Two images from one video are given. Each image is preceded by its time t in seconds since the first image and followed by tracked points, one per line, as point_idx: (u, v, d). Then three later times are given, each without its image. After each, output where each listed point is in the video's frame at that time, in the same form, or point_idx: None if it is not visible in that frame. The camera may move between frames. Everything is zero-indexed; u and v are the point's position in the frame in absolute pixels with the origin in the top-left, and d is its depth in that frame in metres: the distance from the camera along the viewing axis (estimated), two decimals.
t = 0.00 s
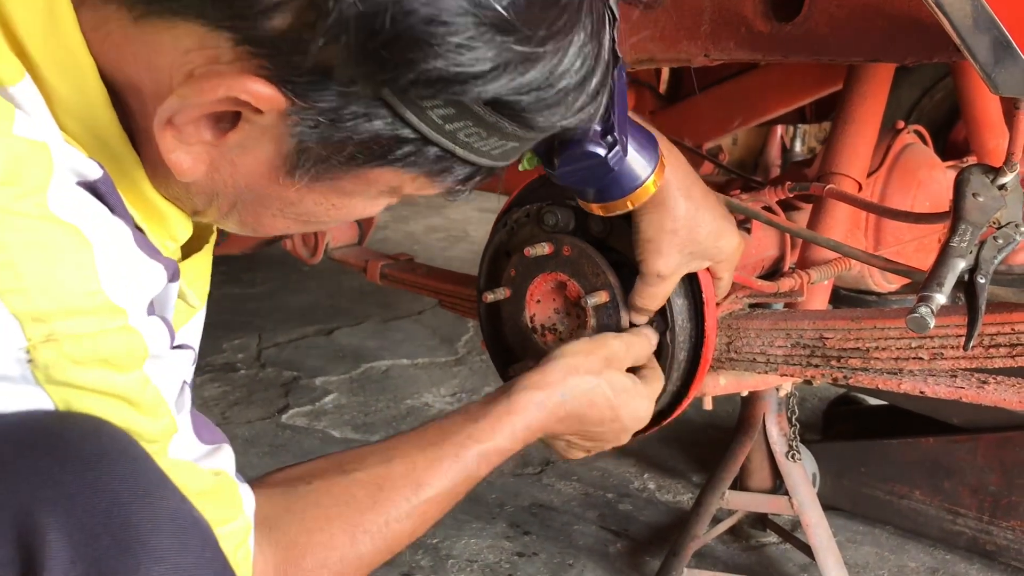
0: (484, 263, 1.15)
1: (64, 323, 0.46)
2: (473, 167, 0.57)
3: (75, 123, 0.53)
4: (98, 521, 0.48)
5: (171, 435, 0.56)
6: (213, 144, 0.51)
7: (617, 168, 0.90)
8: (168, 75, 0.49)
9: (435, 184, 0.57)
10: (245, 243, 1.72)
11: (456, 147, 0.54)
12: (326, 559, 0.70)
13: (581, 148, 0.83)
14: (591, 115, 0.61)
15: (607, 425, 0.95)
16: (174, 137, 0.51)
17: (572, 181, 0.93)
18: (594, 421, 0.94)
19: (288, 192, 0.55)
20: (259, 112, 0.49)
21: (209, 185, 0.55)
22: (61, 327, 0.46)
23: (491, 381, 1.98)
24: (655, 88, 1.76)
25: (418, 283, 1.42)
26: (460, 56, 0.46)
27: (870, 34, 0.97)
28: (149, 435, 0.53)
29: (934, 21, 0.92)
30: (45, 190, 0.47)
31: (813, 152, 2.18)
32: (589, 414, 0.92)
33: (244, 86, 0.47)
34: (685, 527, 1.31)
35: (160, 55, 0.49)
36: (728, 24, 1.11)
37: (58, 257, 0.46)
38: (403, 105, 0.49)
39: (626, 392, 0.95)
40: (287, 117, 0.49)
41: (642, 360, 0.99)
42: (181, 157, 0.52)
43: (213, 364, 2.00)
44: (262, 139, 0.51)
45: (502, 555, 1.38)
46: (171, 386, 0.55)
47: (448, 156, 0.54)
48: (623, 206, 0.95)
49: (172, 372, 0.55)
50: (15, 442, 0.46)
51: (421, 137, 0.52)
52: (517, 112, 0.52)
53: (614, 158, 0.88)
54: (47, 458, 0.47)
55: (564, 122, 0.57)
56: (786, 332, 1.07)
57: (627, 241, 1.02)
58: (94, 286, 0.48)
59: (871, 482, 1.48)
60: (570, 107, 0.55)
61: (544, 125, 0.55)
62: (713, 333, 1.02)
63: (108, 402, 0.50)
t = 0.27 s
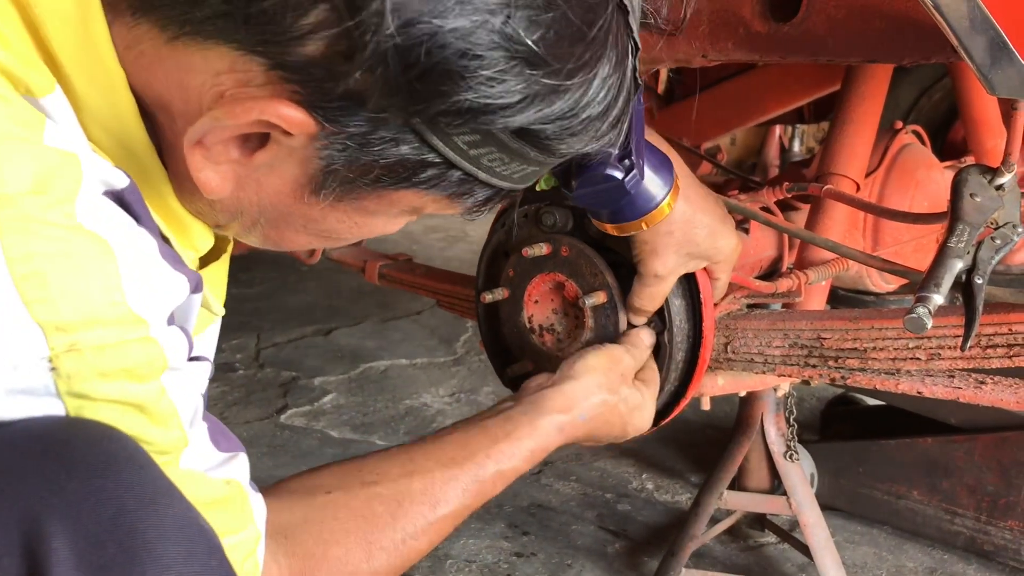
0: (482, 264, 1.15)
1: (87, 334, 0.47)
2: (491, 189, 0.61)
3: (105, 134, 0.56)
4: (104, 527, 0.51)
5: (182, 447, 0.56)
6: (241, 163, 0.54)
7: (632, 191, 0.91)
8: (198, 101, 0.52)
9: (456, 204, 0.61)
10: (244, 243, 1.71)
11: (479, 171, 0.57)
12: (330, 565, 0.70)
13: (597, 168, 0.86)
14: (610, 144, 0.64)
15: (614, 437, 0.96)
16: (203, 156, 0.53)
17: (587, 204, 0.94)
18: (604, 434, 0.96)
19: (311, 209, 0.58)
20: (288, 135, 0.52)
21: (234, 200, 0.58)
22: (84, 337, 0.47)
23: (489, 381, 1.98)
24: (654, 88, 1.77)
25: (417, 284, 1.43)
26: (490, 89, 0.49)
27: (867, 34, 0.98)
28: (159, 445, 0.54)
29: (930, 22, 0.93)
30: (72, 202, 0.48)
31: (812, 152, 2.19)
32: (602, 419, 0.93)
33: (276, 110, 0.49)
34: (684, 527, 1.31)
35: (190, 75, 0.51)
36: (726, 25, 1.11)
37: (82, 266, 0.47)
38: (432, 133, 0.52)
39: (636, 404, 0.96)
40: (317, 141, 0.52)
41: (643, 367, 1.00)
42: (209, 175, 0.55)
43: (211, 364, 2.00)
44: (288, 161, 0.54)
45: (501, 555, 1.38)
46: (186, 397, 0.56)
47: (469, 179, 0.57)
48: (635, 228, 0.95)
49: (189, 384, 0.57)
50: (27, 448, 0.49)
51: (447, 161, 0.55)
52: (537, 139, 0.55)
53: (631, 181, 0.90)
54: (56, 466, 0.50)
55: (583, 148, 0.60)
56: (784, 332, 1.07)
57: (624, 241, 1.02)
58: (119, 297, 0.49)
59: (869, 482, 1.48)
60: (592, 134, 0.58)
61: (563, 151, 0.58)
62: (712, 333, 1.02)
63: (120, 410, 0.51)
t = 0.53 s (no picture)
0: (482, 264, 1.15)
1: (87, 334, 0.47)
2: (488, 188, 0.60)
3: (100, 132, 0.56)
4: (105, 531, 0.50)
5: (179, 445, 0.56)
6: (239, 163, 0.54)
7: (628, 188, 0.92)
8: (196, 100, 0.52)
9: (452, 204, 0.61)
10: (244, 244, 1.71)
11: (477, 171, 0.57)
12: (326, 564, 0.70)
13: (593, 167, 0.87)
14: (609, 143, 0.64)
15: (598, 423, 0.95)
16: (201, 157, 0.53)
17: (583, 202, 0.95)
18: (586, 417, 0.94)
19: (310, 210, 0.58)
20: (286, 137, 0.52)
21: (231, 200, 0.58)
22: (85, 337, 0.47)
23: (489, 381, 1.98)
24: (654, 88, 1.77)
25: (417, 284, 1.43)
26: (491, 94, 0.49)
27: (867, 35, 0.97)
28: (157, 444, 0.54)
29: (931, 22, 0.93)
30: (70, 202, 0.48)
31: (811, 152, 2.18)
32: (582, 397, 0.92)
33: (275, 113, 0.49)
34: (684, 528, 1.31)
35: (189, 77, 0.51)
36: (726, 25, 1.11)
37: (82, 267, 0.47)
38: (431, 135, 0.52)
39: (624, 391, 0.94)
40: (314, 143, 0.52)
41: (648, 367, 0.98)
42: (207, 176, 0.54)
43: (211, 365, 2.00)
44: (285, 162, 0.54)
45: (501, 556, 1.38)
46: (184, 397, 0.56)
47: (467, 179, 0.57)
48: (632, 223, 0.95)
49: (186, 383, 0.56)
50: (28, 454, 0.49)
51: (445, 163, 0.55)
52: (536, 140, 0.55)
53: (626, 178, 0.91)
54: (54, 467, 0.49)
55: (581, 148, 0.60)
56: (784, 332, 1.07)
57: (624, 241, 1.02)
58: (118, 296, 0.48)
59: (869, 482, 1.48)
60: (590, 134, 0.58)
61: (562, 152, 0.58)
62: (712, 333, 1.02)
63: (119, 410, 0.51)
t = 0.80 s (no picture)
0: (482, 263, 1.15)
1: (80, 332, 0.47)
2: (485, 188, 0.60)
3: (92, 131, 0.56)
4: (99, 528, 0.49)
5: (178, 447, 0.56)
6: (235, 165, 0.54)
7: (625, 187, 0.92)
8: (190, 101, 0.52)
9: (448, 204, 0.61)
10: (243, 244, 1.71)
11: (473, 172, 0.56)
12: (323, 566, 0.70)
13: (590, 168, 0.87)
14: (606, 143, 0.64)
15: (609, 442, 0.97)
16: (197, 158, 0.53)
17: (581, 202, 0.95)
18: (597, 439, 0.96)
19: (306, 210, 0.58)
20: (281, 138, 0.52)
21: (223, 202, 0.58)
22: (77, 335, 0.47)
23: (489, 380, 1.97)
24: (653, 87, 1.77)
25: (416, 283, 1.42)
26: (485, 95, 0.49)
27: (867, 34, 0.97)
28: (153, 445, 0.54)
29: (931, 21, 0.93)
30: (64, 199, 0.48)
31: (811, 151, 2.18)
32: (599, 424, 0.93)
33: (269, 115, 0.50)
34: (684, 527, 1.31)
35: (183, 77, 0.51)
36: (726, 23, 1.11)
37: (74, 267, 0.47)
38: (426, 137, 0.52)
39: (634, 413, 0.96)
40: (309, 144, 0.52)
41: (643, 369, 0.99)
42: (203, 177, 0.54)
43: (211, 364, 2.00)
44: (279, 162, 0.54)
45: (501, 555, 1.38)
46: (184, 395, 0.56)
47: (463, 179, 0.57)
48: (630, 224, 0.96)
49: (185, 384, 0.56)
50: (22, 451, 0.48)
51: (441, 163, 0.55)
52: (532, 141, 0.55)
53: (624, 178, 0.91)
54: (48, 464, 0.48)
55: (577, 149, 0.59)
56: (784, 332, 1.06)
57: (623, 240, 1.02)
58: (112, 294, 0.48)
59: (869, 481, 1.48)
60: (586, 135, 0.58)
61: (557, 152, 0.58)
62: (712, 332, 1.02)
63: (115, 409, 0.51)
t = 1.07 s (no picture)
0: (482, 263, 1.15)
1: (105, 325, 0.47)
2: (494, 185, 0.60)
3: (109, 131, 0.56)
4: (121, 516, 0.49)
5: (190, 440, 0.56)
6: (254, 163, 0.55)
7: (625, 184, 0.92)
8: (211, 101, 0.53)
9: (457, 202, 0.61)
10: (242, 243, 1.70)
11: (484, 169, 0.57)
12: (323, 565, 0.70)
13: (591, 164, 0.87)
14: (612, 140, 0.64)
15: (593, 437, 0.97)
16: (217, 157, 0.54)
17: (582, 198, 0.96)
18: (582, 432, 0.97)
19: (319, 208, 0.59)
20: (301, 137, 0.52)
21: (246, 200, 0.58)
22: (102, 328, 0.47)
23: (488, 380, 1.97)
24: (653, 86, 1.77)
25: (416, 282, 1.42)
26: (504, 95, 0.49)
27: (866, 32, 0.97)
28: (169, 437, 0.54)
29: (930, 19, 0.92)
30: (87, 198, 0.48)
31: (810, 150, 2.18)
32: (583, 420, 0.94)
33: (292, 115, 0.50)
34: (684, 526, 1.31)
35: (205, 78, 0.52)
36: (725, 22, 1.11)
37: (96, 262, 0.47)
38: (443, 135, 0.52)
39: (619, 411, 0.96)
40: (329, 143, 0.52)
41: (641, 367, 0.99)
42: (222, 175, 0.55)
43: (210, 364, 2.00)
44: (299, 160, 0.54)
45: (500, 554, 1.38)
46: (197, 389, 0.56)
47: (474, 176, 0.57)
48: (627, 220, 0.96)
49: (198, 380, 0.56)
50: (44, 440, 0.48)
51: (454, 161, 0.55)
52: (545, 140, 0.55)
53: (625, 175, 0.91)
54: (69, 453, 0.48)
55: (586, 147, 0.60)
56: (784, 331, 1.06)
57: (623, 239, 1.01)
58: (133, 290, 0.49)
59: (869, 480, 1.48)
60: (595, 135, 0.58)
61: (567, 151, 0.58)
62: (712, 331, 1.02)
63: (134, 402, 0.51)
